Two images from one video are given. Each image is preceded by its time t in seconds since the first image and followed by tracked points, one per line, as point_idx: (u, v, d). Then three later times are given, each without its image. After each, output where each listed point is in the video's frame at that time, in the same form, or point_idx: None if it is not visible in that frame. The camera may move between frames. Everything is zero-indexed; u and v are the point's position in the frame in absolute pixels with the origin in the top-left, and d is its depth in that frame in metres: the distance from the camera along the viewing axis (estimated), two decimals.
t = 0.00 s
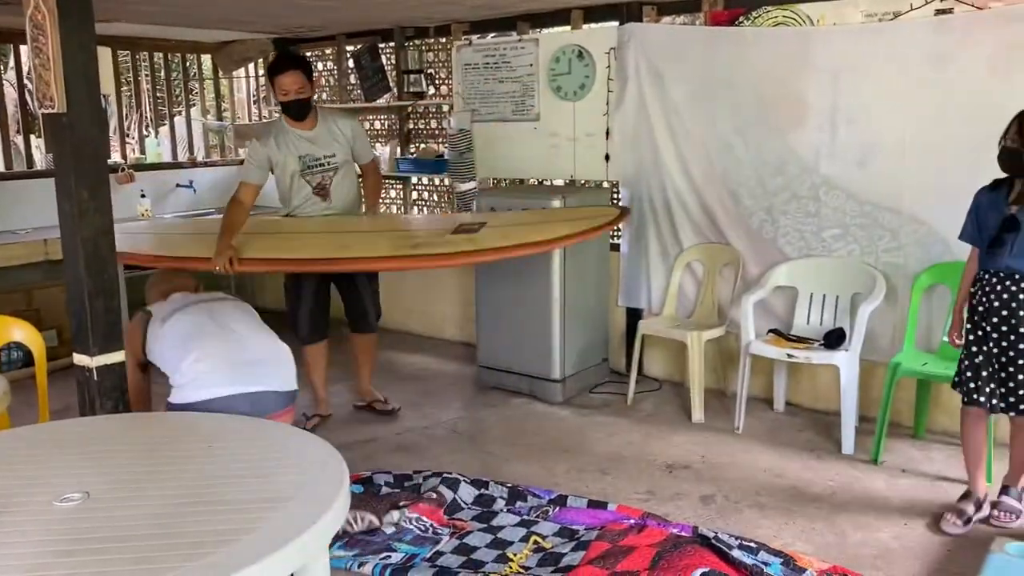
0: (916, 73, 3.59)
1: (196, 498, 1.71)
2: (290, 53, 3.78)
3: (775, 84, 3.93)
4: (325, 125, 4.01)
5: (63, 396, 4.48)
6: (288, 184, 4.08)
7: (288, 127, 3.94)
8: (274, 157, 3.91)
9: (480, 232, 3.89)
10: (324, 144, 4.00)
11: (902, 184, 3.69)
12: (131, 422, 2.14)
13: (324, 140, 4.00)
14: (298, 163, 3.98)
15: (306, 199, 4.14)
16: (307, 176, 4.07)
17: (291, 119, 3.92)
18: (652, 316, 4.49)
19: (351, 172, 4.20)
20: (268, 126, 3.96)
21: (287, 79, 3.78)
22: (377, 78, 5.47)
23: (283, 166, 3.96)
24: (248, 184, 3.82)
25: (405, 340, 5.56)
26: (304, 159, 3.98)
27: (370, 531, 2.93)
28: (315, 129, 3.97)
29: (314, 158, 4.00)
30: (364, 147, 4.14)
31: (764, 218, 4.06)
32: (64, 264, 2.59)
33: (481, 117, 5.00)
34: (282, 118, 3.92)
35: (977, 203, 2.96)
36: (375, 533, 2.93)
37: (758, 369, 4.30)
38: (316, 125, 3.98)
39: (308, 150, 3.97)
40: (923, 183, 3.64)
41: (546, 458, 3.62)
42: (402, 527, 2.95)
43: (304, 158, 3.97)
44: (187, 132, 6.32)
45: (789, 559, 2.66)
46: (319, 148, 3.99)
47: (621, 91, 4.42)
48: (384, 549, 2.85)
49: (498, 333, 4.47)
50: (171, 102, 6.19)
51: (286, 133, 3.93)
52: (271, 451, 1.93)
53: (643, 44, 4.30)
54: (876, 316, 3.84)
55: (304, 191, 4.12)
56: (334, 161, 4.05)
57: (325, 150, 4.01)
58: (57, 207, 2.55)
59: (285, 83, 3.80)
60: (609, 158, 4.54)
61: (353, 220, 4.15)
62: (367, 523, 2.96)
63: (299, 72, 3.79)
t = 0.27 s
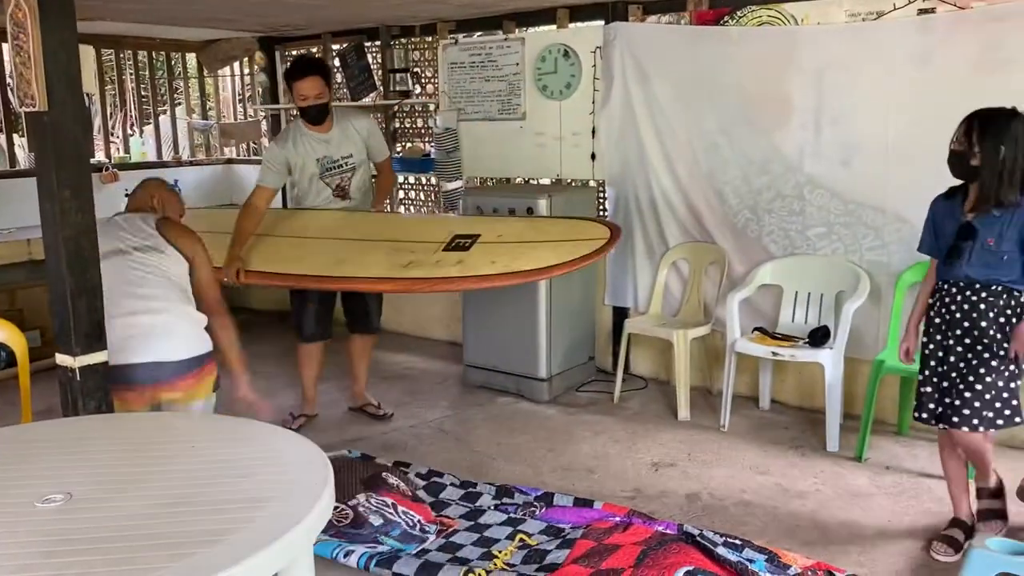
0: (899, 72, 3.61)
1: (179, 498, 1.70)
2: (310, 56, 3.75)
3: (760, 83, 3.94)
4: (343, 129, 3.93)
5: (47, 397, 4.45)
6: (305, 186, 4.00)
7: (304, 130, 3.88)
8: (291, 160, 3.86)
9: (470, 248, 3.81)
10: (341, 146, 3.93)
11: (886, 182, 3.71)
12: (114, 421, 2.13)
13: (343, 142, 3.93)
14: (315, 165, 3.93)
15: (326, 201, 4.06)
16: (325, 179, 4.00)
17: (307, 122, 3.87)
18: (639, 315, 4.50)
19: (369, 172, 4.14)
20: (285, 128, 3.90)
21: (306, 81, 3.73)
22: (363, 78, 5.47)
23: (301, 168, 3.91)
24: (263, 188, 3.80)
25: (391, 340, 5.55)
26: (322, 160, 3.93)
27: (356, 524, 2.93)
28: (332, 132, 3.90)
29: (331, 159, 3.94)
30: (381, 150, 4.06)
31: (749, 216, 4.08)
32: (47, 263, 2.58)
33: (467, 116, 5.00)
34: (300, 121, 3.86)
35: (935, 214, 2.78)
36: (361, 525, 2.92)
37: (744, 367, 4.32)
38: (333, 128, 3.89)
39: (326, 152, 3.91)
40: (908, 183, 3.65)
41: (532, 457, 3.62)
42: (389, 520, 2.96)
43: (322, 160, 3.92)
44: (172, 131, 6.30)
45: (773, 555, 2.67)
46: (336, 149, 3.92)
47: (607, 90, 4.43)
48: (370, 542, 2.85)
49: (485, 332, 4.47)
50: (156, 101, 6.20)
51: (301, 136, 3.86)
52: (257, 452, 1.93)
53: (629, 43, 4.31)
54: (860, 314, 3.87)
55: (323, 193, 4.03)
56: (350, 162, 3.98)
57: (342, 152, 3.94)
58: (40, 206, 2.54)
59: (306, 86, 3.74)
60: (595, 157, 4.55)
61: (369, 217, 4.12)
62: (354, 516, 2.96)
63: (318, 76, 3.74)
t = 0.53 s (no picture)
0: (890, 72, 3.63)
1: (172, 499, 1.70)
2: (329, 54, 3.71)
3: (752, 83, 3.96)
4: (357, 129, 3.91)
5: (38, 398, 4.43)
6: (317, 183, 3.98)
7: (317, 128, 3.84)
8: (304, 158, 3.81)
9: (464, 260, 3.80)
10: (354, 146, 3.91)
11: (877, 182, 3.73)
12: (107, 422, 2.13)
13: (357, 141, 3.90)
14: (328, 165, 3.91)
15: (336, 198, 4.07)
16: (336, 177, 4.00)
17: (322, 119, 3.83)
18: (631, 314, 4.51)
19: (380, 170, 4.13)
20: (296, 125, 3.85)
21: (328, 80, 3.70)
22: (355, 77, 5.46)
23: (314, 166, 3.88)
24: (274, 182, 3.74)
25: (384, 340, 5.54)
26: (335, 160, 3.91)
27: (350, 524, 2.92)
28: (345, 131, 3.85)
29: (345, 159, 3.92)
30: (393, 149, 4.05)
31: (740, 216, 4.10)
32: (38, 264, 2.57)
33: (460, 115, 5.01)
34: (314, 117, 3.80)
35: (904, 206, 2.78)
36: (355, 526, 2.92)
37: (736, 366, 4.33)
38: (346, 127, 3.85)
39: (341, 152, 3.89)
40: (899, 183, 3.67)
41: (525, 456, 3.63)
42: (382, 521, 2.95)
43: (335, 160, 3.91)
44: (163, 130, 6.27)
45: (765, 554, 2.69)
46: (350, 149, 3.91)
47: (599, 89, 4.43)
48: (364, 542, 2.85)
49: (477, 332, 4.47)
50: (147, 100, 6.16)
51: (314, 134, 3.80)
52: (250, 452, 1.92)
53: (621, 43, 4.31)
54: (851, 313, 3.88)
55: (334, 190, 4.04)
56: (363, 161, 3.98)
57: (355, 151, 3.93)
58: (31, 206, 2.53)
59: (326, 83, 3.71)
60: (587, 157, 4.56)
61: (375, 211, 4.12)
62: (348, 517, 2.96)
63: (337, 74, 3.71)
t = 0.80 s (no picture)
0: (885, 73, 3.64)
1: (168, 500, 1.70)
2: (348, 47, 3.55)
3: (747, 83, 3.96)
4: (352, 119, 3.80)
5: (32, 399, 4.42)
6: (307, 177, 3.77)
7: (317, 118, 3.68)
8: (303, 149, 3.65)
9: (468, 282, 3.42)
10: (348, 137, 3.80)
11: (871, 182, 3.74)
12: (101, 423, 2.12)
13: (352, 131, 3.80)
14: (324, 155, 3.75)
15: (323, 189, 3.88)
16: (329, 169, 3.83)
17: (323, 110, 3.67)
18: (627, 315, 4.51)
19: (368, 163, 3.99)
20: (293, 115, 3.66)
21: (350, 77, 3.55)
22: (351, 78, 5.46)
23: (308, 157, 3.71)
24: (267, 179, 3.54)
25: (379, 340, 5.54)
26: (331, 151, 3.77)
27: (345, 526, 2.92)
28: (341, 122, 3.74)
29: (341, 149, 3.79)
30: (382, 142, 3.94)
31: (736, 217, 4.10)
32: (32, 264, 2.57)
33: (456, 116, 5.01)
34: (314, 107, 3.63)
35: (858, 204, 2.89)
36: (350, 527, 2.91)
37: (732, 367, 4.33)
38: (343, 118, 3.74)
39: (337, 142, 3.77)
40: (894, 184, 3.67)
41: (520, 457, 3.63)
42: (378, 522, 2.96)
43: (332, 149, 3.76)
44: (158, 130, 6.26)
45: (761, 554, 2.69)
46: (345, 138, 3.79)
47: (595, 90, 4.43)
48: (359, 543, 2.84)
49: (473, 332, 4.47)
50: (142, 100, 6.13)
51: (313, 125, 3.67)
52: (246, 453, 1.92)
53: (617, 43, 4.31)
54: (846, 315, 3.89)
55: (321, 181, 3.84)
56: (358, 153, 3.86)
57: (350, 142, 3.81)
58: (26, 206, 2.53)
59: (349, 81, 3.56)
60: (583, 157, 4.57)
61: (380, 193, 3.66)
62: (343, 518, 2.95)
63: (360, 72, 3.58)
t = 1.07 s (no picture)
0: (879, 75, 3.65)
1: (161, 502, 1.69)
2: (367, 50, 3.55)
3: (742, 85, 3.97)
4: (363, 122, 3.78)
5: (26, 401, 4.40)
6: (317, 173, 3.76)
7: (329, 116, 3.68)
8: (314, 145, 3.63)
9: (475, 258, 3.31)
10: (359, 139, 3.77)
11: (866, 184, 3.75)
12: (94, 425, 2.12)
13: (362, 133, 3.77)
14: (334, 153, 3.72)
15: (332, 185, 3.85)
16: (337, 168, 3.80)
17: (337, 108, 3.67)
18: (622, 317, 4.51)
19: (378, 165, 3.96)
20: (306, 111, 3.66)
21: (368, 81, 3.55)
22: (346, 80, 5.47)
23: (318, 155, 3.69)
24: (281, 172, 3.57)
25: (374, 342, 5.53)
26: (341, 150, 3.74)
27: (340, 528, 2.92)
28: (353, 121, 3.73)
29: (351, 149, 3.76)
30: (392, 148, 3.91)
31: (732, 218, 4.10)
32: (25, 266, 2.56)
33: (451, 118, 5.01)
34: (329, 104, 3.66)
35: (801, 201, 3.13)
36: (345, 529, 2.91)
37: (727, 369, 4.34)
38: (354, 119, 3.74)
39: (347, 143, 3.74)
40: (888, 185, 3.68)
41: (515, 459, 3.63)
42: (372, 524, 2.95)
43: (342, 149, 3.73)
44: (153, 132, 6.25)
45: (756, 556, 2.69)
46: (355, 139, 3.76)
47: (590, 91, 4.43)
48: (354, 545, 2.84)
49: (468, 334, 4.47)
50: (137, 102, 6.14)
51: (326, 122, 3.68)
52: (240, 455, 1.92)
53: (612, 45, 4.32)
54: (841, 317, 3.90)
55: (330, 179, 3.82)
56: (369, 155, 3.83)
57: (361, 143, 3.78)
58: (20, 208, 2.52)
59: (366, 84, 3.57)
60: (578, 159, 4.58)
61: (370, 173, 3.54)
62: (337, 520, 2.95)
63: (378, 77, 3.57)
